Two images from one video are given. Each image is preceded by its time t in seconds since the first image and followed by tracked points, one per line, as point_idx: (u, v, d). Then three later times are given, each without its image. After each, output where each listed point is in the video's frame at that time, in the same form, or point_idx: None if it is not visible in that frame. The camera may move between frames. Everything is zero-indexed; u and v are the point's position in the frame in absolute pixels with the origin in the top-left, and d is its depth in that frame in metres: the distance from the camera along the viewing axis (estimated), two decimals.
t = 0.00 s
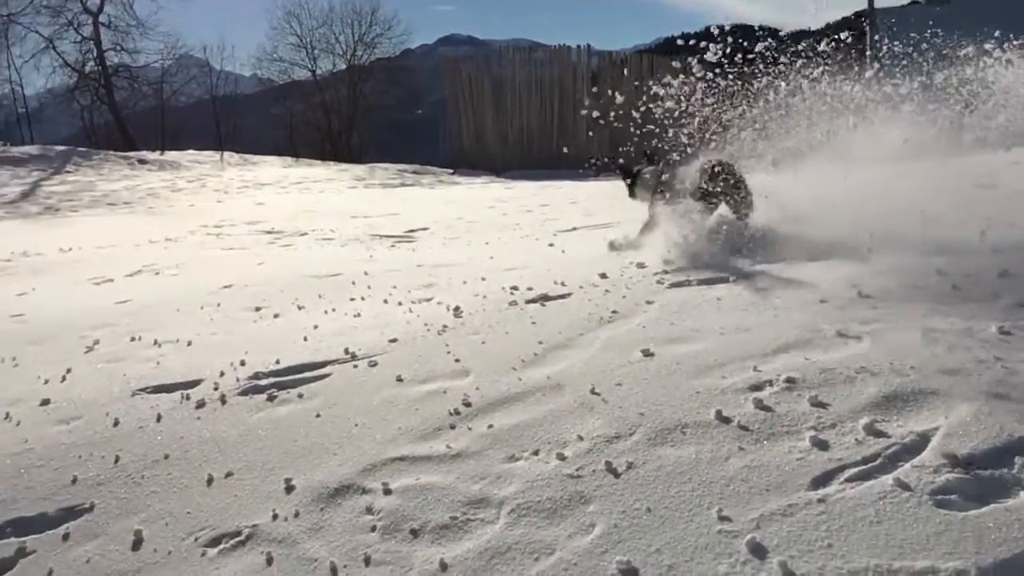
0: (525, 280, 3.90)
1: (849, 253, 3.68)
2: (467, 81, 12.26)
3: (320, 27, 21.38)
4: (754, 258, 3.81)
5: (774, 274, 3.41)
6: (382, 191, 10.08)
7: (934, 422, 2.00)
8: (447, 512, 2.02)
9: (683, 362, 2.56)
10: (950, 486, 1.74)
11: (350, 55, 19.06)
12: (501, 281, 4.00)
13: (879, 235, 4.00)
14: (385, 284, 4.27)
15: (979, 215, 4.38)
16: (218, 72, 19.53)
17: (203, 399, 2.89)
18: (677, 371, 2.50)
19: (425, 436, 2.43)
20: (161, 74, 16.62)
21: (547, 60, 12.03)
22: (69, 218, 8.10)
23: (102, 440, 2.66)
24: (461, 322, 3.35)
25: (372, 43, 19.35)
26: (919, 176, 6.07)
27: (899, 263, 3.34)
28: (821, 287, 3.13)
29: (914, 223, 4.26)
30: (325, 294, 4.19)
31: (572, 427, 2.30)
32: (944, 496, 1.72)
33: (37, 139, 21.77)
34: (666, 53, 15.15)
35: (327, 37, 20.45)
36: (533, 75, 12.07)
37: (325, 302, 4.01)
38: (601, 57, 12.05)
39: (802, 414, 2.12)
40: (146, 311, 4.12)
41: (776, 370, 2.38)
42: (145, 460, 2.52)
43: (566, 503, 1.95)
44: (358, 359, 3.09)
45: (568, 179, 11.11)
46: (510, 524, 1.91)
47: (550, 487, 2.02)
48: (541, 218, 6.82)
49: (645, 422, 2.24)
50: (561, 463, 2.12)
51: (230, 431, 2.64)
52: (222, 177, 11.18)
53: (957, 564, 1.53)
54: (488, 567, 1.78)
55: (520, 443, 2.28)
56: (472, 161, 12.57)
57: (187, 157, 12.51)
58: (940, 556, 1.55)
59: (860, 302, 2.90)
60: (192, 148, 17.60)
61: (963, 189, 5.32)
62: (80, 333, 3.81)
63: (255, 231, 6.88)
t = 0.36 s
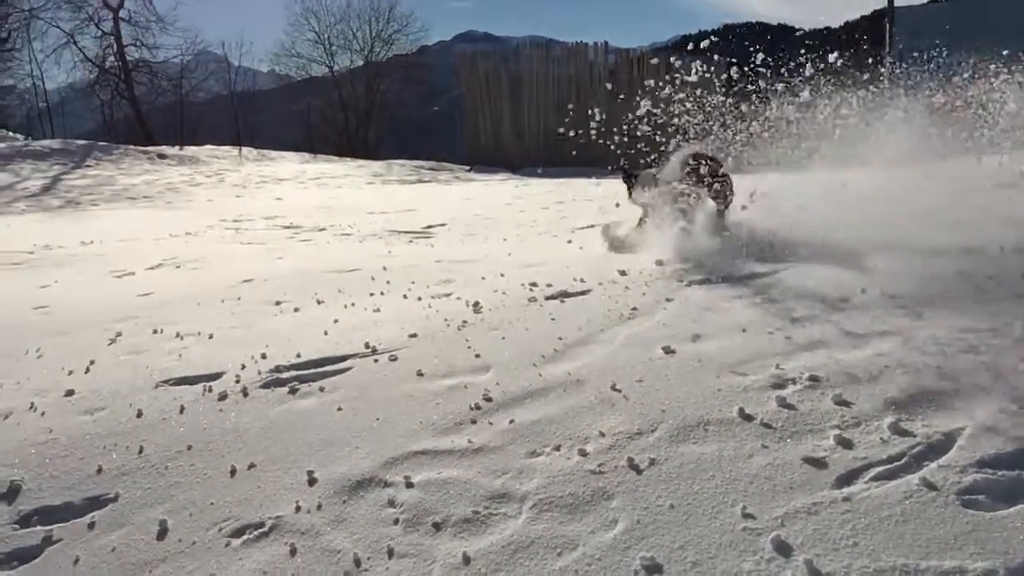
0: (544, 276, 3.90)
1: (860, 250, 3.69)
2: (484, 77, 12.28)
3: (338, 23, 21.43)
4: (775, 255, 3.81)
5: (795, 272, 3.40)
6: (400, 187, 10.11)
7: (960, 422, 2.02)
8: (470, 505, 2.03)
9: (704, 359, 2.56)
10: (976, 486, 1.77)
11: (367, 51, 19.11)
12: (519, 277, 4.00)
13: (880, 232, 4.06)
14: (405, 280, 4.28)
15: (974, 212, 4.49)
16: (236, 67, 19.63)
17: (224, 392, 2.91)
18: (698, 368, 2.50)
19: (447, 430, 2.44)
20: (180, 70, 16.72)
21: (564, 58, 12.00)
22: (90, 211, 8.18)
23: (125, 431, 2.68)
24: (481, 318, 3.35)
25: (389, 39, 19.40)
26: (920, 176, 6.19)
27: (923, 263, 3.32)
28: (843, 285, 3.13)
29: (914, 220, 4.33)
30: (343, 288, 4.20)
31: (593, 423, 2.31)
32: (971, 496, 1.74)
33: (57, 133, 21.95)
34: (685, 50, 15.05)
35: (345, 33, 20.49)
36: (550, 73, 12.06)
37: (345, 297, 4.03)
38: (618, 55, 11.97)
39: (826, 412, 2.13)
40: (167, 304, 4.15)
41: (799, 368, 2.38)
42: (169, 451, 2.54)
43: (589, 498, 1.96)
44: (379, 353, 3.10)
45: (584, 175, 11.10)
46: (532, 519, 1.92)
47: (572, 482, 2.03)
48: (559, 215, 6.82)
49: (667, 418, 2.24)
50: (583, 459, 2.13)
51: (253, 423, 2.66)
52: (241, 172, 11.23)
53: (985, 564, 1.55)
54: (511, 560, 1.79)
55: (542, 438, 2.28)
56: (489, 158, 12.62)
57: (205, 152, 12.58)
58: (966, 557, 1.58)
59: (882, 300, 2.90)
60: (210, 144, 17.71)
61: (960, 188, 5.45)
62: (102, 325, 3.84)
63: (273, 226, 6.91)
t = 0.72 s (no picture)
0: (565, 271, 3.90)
1: (879, 242, 3.68)
2: (505, 71, 12.30)
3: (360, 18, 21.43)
4: (797, 249, 3.80)
5: (817, 267, 3.38)
6: (420, 181, 10.13)
7: (989, 417, 2.00)
8: (492, 498, 2.03)
9: (726, 353, 2.55)
10: (1006, 483, 1.75)
11: (388, 46, 19.16)
12: (540, 271, 4.01)
13: (896, 225, 4.08)
14: (426, 274, 4.29)
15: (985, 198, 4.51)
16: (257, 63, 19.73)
17: (248, 384, 2.93)
18: (719, 363, 2.49)
19: (469, 423, 2.44)
20: (203, 65, 16.83)
21: (584, 53, 12.05)
22: (114, 206, 8.26)
23: (150, 423, 2.70)
24: (502, 312, 3.36)
25: (410, 34, 19.44)
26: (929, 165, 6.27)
27: (947, 257, 3.29)
28: (867, 279, 3.10)
29: (930, 212, 4.33)
30: (365, 283, 4.22)
31: (615, 417, 2.31)
32: (1000, 492, 1.72)
33: (82, 129, 22.21)
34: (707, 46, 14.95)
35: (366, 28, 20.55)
36: (570, 68, 12.06)
37: (367, 291, 4.05)
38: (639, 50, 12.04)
39: (851, 408, 2.11)
40: (191, 298, 4.18)
41: (824, 363, 2.36)
42: (193, 443, 2.56)
43: (612, 492, 1.95)
44: (401, 347, 3.11)
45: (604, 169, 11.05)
46: (556, 512, 1.92)
47: (595, 476, 2.02)
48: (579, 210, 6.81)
49: (690, 412, 2.23)
50: (606, 453, 2.12)
51: (276, 416, 2.67)
52: (262, 166, 11.29)
53: (1014, 560, 1.54)
54: (535, 553, 1.79)
55: (565, 432, 2.28)
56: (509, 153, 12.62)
57: (228, 147, 12.67)
58: (996, 553, 1.56)
59: (908, 295, 2.88)
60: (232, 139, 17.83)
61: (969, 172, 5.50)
62: (128, 318, 3.89)
63: (294, 221, 6.95)
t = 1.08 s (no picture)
0: (579, 265, 3.90)
1: (892, 238, 3.66)
2: (519, 67, 12.26)
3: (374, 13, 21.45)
4: (811, 244, 3.78)
5: (833, 261, 3.37)
6: (434, 176, 10.14)
7: (1009, 412, 1.99)
8: (508, 491, 2.04)
9: (741, 348, 2.54)
10: None
11: (402, 41, 19.17)
12: (555, 265, 4.00)
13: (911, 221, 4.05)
14: (440, 268, 4.30)
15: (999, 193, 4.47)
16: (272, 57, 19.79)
17: (265, 376, 2.95)
18: (735, 358, 2.48)
19: (485, 416, 2.45)
20: (218, 60, 16.89)
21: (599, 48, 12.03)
22: (130, 200, 8.30)
23: (167, 414, 2.72)
24: (517, 305, 3.36)
25: (424, 29, 19.45)
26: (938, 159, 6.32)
27: (961, 253, 3.26)
28: (883, 275, 3.08)
29: (944, 207, 4.30)
30: (380, 276, 4.23)
31: (630, 411, 2.31)
32: (1019, 488, 1.71)
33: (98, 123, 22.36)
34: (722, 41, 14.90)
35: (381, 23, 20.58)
36: (585, 62, 12.02)
37: (381, 284, 4.06)
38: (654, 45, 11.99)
39: (869, 402, 2.10)
40: (207, 291, 4.21)
41: (841, 358, 2.36)
42: (210, 434, 2.58)
43: (627, 486, 1.95)
44: (416, 340, 3.12)
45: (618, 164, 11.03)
46: (572, 505, 1.92)
47: (612, 469, 2.03)
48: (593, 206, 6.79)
49: (707, 406, 2.23)
50: (622, 447, 2.12)
51: (292, 408, 2.68)
52: (277, 161, 11.33)
53: None
54: (551, 546, 1.80)
55: (581, 426, 2.28)
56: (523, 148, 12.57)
57: (243, 142, 12.72)
58: (1015, 548, 1.55)
59: (925, 290, 2.86)
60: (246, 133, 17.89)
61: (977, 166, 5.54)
62: (145, 310, 3.91)
63: (309, 215, 6.97)
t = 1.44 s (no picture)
0: (588, 260, 3.90)
1: (902, 236, 3.63)
2: (527, 65, 12.24)
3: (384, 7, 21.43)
4: (822, 240, 3.76)
5: (842, 258, 3.36)
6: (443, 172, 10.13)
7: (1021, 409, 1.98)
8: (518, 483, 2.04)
9: (752, 343, 2.54)
10: None
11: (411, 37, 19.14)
12: (564, 260, 4.01)
13: (921, 218, 4.01)
14: (449, 263, 4.30)
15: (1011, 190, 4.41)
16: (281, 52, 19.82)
17: (275, 369, 2.96)
18: (744, 353, 2.48)
19: (494, 409, 2.45)
20: (227, 55, 16.91)
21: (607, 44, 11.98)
22: (141, 194, 8.32)
23: (178, 405, 2.74)
24: (526, 300, 3.37)
25: (433, 25, 19.41)
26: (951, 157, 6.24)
27: (973, 249, 3.24)
28: (894, 272, 3.06)
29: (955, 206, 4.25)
30: (390, 270, 4.24)
31: (639, 405, 2.31)
32: None
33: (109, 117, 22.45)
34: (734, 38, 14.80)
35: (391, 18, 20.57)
36: (593, 58, 12.00)
37: (391, 278, 4.07)
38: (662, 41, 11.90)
39: (880, 398, 2.10)
40: (218, 284, 4.23)
41: (852, 354, 2.35)
42: (221, 426, 2.59)
43: (637, 479, 1.96)
44: (426, 334, 3.13)
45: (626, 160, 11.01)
46: (581, 498, 1.93)
47: (621, 462, 2.03)
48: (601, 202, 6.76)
49: (716, 401, 2.23)
50: (633, 440, 2.13)
51: (302, 400, 2.69)
52: (286, 155, 11.35)
53: None
54: (560, 538, 1.81)
55: (590, 420, 2.28)
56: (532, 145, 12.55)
57: (253, 136, 12.74)
58: None
59: (936, 287, 2.83)
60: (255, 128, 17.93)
61: (990, 163, 5.48)
62: (156, 303, 3.94)
63: (318, 209, 6.98)
